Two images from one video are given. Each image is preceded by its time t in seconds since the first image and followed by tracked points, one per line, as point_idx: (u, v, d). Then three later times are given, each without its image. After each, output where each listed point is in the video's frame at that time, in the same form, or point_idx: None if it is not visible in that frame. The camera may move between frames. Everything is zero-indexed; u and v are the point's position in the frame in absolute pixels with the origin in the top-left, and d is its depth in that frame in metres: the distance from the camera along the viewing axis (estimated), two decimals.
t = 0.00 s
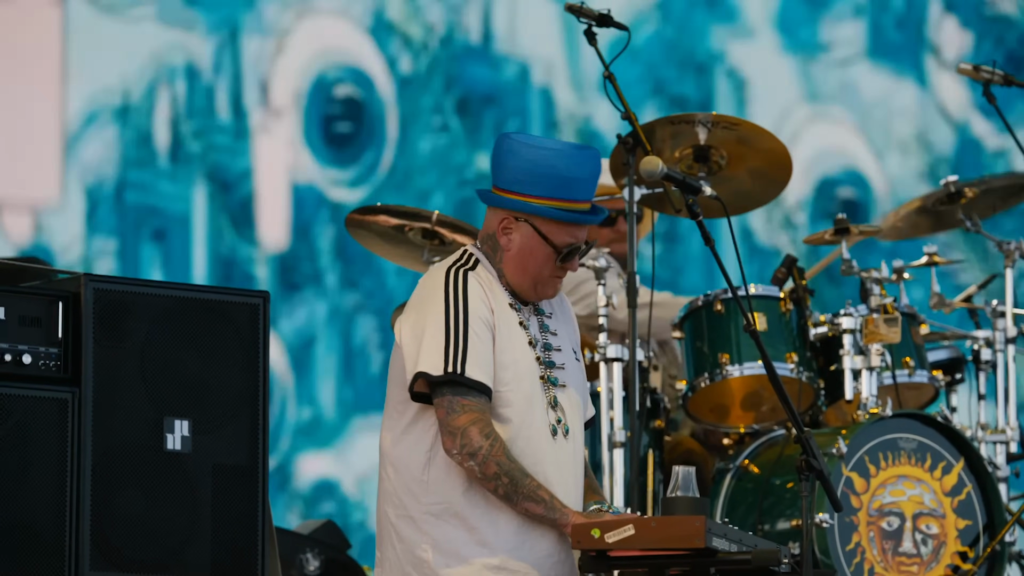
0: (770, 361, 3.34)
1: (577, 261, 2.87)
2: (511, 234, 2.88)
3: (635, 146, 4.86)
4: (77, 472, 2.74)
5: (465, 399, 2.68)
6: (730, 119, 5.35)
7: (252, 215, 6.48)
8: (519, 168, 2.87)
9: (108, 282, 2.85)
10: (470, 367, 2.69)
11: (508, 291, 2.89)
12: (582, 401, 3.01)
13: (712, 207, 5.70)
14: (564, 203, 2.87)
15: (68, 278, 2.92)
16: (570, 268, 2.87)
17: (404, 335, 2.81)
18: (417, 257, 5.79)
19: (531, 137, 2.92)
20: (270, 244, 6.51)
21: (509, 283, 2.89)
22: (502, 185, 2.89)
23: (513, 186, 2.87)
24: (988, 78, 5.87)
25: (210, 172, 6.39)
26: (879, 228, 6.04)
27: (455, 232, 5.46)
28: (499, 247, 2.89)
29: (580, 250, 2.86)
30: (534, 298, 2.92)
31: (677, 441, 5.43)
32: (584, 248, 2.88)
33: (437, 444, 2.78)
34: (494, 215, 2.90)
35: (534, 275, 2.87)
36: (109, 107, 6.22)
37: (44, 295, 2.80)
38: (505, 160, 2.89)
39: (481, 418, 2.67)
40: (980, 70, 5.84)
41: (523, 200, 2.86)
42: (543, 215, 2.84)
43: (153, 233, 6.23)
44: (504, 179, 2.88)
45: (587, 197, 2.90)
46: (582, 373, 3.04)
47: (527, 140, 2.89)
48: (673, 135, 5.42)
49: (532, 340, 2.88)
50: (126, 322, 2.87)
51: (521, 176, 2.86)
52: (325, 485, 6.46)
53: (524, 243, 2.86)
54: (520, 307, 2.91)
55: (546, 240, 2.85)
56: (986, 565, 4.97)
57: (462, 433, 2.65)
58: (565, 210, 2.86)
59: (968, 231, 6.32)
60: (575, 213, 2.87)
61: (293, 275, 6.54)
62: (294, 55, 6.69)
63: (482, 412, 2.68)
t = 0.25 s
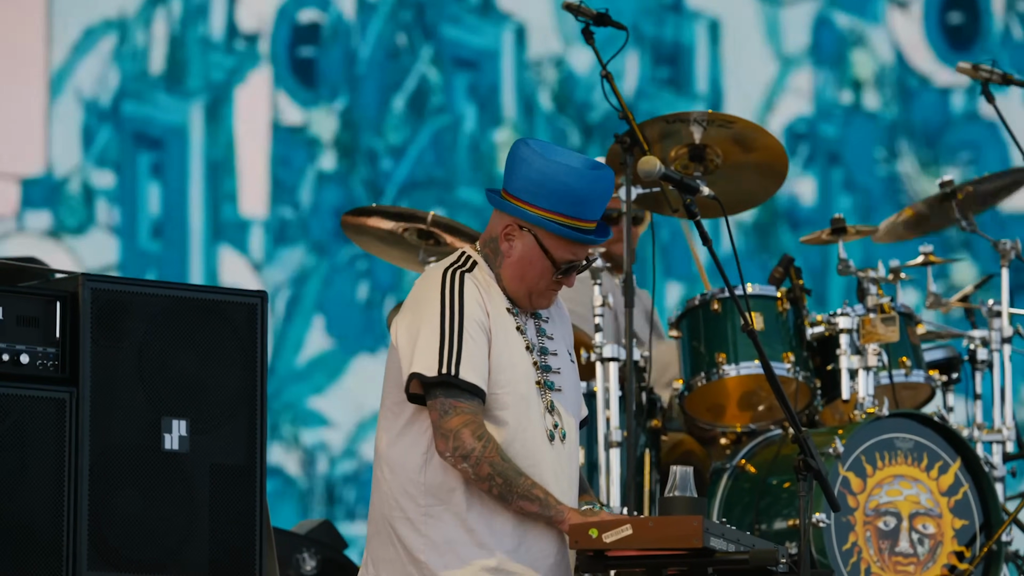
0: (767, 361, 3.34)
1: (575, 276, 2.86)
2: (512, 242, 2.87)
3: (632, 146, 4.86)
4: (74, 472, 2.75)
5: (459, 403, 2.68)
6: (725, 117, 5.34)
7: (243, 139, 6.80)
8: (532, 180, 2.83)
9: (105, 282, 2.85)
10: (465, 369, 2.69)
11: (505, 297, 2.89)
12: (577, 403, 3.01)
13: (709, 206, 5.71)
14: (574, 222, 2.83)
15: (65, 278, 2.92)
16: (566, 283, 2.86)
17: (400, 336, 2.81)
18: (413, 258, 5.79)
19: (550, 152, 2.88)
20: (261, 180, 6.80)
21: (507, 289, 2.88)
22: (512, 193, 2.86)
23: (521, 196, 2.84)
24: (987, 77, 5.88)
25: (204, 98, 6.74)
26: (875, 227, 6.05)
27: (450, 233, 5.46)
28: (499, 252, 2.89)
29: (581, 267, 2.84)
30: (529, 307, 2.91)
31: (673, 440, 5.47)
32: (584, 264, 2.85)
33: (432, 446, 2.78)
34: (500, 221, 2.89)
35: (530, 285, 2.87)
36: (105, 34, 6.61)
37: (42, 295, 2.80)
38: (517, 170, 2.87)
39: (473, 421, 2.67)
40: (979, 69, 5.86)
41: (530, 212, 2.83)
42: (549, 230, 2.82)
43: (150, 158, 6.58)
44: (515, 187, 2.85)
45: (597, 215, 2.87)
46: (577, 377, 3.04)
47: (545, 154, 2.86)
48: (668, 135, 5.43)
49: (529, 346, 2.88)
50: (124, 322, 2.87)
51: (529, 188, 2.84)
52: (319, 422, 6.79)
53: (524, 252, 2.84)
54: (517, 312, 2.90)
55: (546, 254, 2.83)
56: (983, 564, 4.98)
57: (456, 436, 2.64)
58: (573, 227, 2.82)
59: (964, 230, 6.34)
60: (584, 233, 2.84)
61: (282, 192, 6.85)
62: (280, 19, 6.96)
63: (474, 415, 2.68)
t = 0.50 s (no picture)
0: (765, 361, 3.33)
1: (569, 269, 2.83)
2: (505, 237, 2.85)
3: (631, 146, 4.86)
4: (72, 471, 2.76)
5: (452, 399, 2.66)
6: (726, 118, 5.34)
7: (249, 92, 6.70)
8: (522, 174, 2.83)
9: (103, 281, 2.86)
10: (459, 365, 2.67)
11: (500, 294, 2.87)
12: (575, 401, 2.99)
13: (707, 206, 5.71)
14: (564, 214, 2.82)
15: (64, 277, 2.93)
16: (561, 276, 2.84)
17: (396, 335, 2.79)
18: (411, 258, 5.78)
19: (538, 145, 2.87)
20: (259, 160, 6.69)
21: (501, 285, 2.87)
22: (503, 189, 2.85)
23: (511, 189, 2.84)
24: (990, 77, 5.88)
25: (204, 53, 6.63)
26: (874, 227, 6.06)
27: (453, 231, 5.47)
28: (493, 249, 2.87)
29: (574, 259, 2.82)
30: (524, 303, 2.90)
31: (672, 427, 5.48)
32: (578, 258, 2.83)
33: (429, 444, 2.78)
34: (491, 217, 2.88)
35: (525, 280, 2.85)
36: None
37: (40, 294, 2.80)
38: (507, 165, 2.86)
39: (468, 415, 2.65)
40: (983, 69, 5.86)
41: (521, 206, 2.82)
42: (538, 221, 2.81)
43: (151, 112, 6.48)
44: (506, 183, 2.85)
45: (588, 207, 2.86)
46: (572, 374, 3.01)
47: (533, 147, 2.85)
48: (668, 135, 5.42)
49: (525, 342, 2.86)
50: (122, 322, 2.88)
51: (519, 181, 2.83)
52: (319, 379, 6.65)
53: (517, 247, 2.83)
54: (512, 309, 2.89)
55: (539, 247, 2.81)
56: (981, 564, 4.98)
57: (449, 431, 2.63)
58: (563, 218, 2.82)
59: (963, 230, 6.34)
60: (574, 223, 2.83)
61: (280, 150, 6.74)
62: None
63: (469, 410, 2.66)
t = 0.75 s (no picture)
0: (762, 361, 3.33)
1: (569, 274, 2.84)
2: (507, 239, 2.84)
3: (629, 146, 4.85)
4: (69, 470, 2.84)
5: (427, 397, 2.63)
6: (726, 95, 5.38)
7: (254, 30, 6.31)
8: (528, 177, 2.83)
9: (99, 281, 2.95)
10: (444, 362, 2.64)
11: (498, 295, 2.86)
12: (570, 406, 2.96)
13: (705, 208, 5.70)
14: (570, 219, 2.82)
15: (61, 279, 3.01)
16: (561, 281, 2.84)
17: (390, 332, 2.79)
18: (409, 258, 5.77)
19: (547, 149, 2.87)
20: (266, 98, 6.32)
21: (499, 286, 2.86)
22: (507, 191, 2.85)
23: (517, 192, 2.83)
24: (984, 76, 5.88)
25: None
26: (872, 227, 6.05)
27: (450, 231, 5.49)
28: (494, 251, 2.86)
29: (576, 264, 2.81)
30: (523, 306, 2.88)
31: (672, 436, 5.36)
32: (578, 263, 2.83)
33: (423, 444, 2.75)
34: (494, 219, 2.87)
35: (525, 283, 2.84)
36: None
37: (36, 295, 2.89)
38: (513, 167, 2.86)
39: (440, 415, 2.62)
40: (975, 70, 5.85)
41: (525, 208, 2.81)
42: (543, 226, 2.80)
43: (153, 48, 6.10)
44: (510, 185, 2.84)
45: (593, 213, 2.86)
46: (569, 377, 2.99)
47: (543, 152, 2.85)
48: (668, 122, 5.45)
49: (521, 344, 2.84)
50: (118, 323, 2.97)
51: (526, 185, 2.82)
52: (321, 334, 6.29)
53: (519, 250, 2.82)
54: (509, 311, 2.87)
55: (542, 251, 2.81)
56: (979, 564, 4.98)
57: (419, 428, 2.60)
58: (568, 224, 2.81)
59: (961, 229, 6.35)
60: (580, 230, 2.83)
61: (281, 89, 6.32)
62: None
63: (441, 410, 2.63)
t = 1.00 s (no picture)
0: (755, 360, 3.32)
1: (559, 269, 2.83)
2: (497, 235, 2.84)
3: (620, 145, 4.85)
4: (62, 470, 2.85)
5: (415, 395, 2.62)
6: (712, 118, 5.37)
7: None
8: (518, 172, 2.82)
9: (93, 281, 2.96)
10: (436, 360, 2.63)
11: (489, 292, 2.86)
12: (564, 402, 2.97)
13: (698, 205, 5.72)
14: (560, 214, 2.82)
15: (53, 278, 3.02)
16: (551, 276, 2.84)
17: (381, 331, 2.78)
18: (402, 258, 5.78)
19: (537, 144, 2.87)
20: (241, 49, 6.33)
21: (490, 283, 2.86)
22: (497, 187, 2.85)
23: (506, 188, 2.83)
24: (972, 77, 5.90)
25: None
26: (863, 226, 6.06)
27: (435, 232, 5.46)
28: (484, 246, 2.86)
29: (565, 259, 2.82)
30: (514, 302, 2.89)
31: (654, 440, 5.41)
32: (569, 257, 2.83)
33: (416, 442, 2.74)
34: (484, 214, 2.87)
35: (515, 279, 2.84)
36: None
37: (28, 294, 2.89)
38: (502, 163, 2.85)
39: (427, 412, 2.61)
40: (963, 71, 5.87)
41: (516, 204, 2.81)
42: (533, 221, 2.80)
43: None
44: (501, 180, 2.84)
45: (583, 208, 2.85)
46: (562, 373, 3.00)
47: (532, 147, 2.85)
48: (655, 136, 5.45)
49: (514, 341, 2.85)
50: (111, 322, 2.98)
51: (515, 180, 2.82)
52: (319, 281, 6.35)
53: (508, 246, 2.82)
54: (501, 308, 2.88)
55: (531, 246, 2.80)
56: (970, 563, 5.00)
57: (406, 426, 2.59)
58: (558, 218, 2.81)
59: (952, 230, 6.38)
60: (570, 225, 2.83)
61: (270, 33, 6.40)
62: None
63: (428, 408, 2.62)
